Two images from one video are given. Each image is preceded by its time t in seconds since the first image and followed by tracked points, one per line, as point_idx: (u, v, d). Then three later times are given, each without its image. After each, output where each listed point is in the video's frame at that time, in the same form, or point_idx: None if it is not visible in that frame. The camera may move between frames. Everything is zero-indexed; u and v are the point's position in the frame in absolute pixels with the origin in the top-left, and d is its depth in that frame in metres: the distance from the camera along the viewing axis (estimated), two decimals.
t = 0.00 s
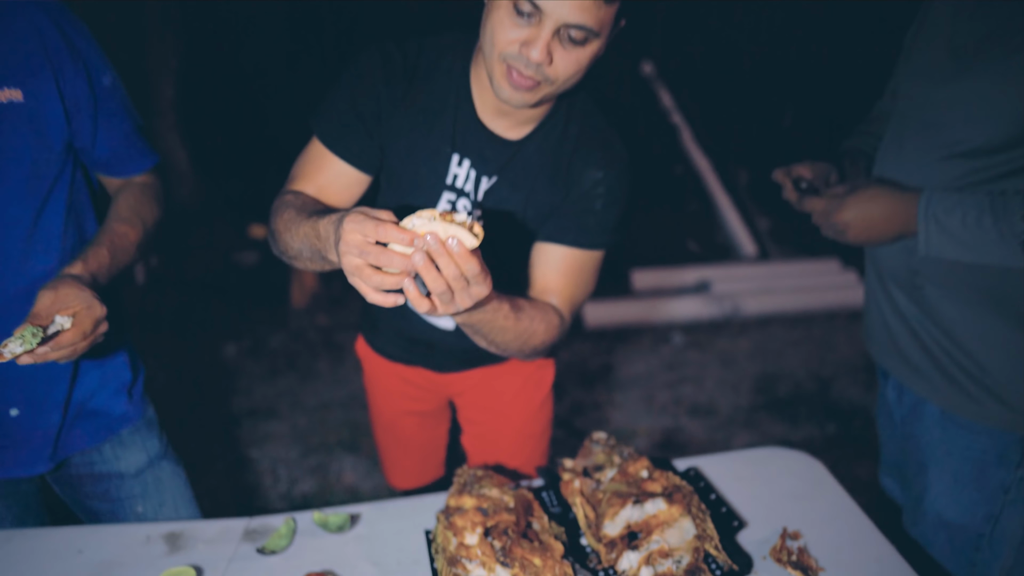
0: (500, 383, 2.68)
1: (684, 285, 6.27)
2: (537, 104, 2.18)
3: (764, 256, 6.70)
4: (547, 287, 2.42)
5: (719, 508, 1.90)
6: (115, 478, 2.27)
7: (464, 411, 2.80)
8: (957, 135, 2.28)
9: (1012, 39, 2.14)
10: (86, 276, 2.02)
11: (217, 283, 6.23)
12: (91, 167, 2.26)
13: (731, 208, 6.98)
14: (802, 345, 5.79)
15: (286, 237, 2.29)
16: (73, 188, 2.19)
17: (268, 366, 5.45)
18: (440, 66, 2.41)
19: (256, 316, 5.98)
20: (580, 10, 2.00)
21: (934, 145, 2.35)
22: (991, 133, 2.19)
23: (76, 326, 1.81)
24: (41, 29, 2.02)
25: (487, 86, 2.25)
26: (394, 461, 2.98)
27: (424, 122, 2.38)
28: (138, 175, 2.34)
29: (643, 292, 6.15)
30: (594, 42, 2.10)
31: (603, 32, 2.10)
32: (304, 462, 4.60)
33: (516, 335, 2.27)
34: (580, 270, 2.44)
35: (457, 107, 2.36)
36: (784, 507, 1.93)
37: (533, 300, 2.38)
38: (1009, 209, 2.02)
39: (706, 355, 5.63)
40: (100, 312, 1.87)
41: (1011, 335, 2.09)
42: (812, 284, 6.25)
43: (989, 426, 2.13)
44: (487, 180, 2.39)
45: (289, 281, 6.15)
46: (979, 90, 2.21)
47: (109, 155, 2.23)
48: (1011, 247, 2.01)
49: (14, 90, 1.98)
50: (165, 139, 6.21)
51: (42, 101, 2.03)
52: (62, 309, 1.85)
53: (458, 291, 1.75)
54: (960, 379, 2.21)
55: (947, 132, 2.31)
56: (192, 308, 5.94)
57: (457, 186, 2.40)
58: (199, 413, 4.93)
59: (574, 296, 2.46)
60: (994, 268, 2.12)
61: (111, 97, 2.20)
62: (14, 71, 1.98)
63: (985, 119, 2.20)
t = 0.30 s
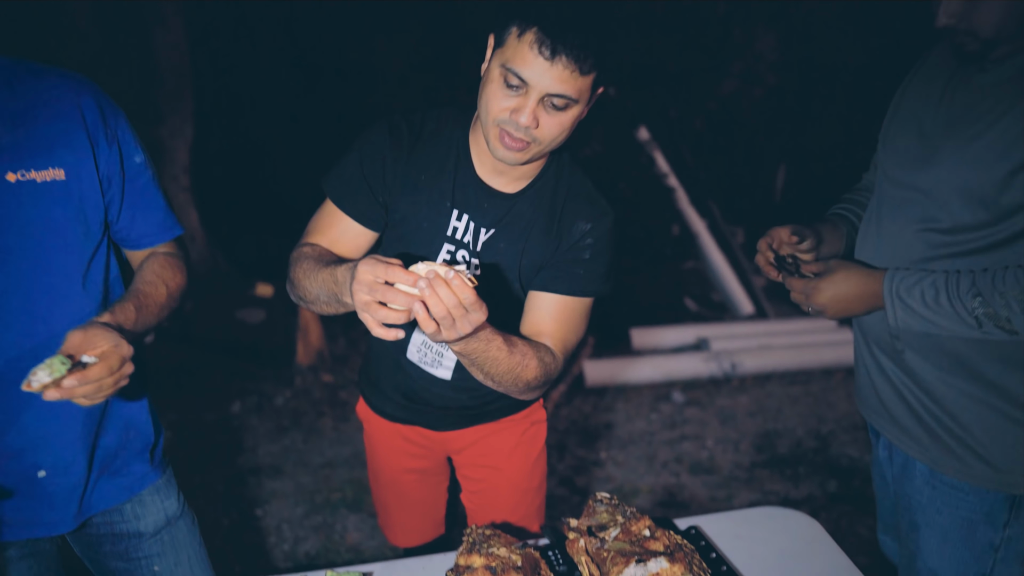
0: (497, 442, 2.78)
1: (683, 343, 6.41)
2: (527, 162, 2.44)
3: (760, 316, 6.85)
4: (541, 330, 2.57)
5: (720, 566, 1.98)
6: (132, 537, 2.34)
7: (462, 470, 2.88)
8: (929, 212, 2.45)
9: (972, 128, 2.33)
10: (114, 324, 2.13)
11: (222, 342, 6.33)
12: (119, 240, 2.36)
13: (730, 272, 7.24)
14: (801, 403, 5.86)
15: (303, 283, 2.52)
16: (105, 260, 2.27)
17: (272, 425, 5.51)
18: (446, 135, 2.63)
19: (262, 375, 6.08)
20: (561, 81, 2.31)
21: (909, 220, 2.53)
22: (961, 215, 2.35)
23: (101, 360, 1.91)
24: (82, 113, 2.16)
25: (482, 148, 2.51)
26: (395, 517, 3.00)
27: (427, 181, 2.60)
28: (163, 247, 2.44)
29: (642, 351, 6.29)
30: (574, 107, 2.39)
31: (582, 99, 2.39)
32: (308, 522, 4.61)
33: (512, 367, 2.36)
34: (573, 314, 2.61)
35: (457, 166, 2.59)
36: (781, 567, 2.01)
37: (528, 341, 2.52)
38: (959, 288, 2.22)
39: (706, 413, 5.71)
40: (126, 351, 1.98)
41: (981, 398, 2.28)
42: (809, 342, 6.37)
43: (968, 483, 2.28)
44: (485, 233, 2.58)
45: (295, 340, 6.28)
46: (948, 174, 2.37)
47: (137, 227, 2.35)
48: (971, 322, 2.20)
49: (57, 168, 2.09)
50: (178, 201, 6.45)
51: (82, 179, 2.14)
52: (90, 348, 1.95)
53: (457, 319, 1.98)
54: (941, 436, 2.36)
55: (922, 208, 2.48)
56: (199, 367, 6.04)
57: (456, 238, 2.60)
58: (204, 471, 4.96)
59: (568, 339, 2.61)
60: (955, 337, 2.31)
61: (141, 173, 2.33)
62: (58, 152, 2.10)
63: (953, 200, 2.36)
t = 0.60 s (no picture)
0: (495, 477, 2.80)
1: (688, 376, 6.44)
2: (512, 181, 2.52)
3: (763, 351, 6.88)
4: (534, 349, 2.63)
5: None
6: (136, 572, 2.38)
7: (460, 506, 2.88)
8: (918, 255, 2.51)
9: (961, 175, 2.40)
10: (143, 363, 2.20)
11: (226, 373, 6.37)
12: (135, 274, 2.42)
13: (733, 304, 7.23)
14: (805, 437, 5.86)
15: (311, 310, 2.57)
16: (118, 295, 2.32)
17: (275, 456, 5.52)
18: (444, 166, 2.70)
19: (266, 406, 6.12)
20: (530, 99, 2.42)
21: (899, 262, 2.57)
22: (949, 258, 2.41)
23: (144, 409, 2.03)
24: (105, 153, 2.23)
25: (469, 171, 2.60)
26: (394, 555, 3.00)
27: (427, 210, 2.66)
28: (177, 282, 2.49)
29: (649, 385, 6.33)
30: (547, 123, 2.49)
31: (555, 115, 2.49)
32: (309, 555, 4.60)
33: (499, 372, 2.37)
34: (567, 332, 2.65)
35: (449, 192, 2.65)
36: None
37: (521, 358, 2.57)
38: (944, 326, 2.28)
39: (709, 446, 5.71)
40: (167, 394, 2.10)
41: (971, 437, 2.33)
42: (812, 375, 6.39)
43: (963, 521, 2.35)
44: (478, 253, 2.63)
45: (299, 371, 6.32)
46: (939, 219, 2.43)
47: (152, 262, 2.41)
48: (955, 360, 2.26)
49: (79, 207, 2.15)
50: (186, 232, 6.55)
51: (102, 217, 2.20)
52: (133, 392, 2.04)
53: (440, 326, 2.04)
54: (935, 474, 2.41)
55: (912, 251, 2.54)
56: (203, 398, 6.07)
57: (449, 260, 2.65)
58: (205, 502, 4.95)
59: (562, 356, 2.65)
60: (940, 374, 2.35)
61: (158, 214, 2.40)
62: (79, 191, 2.16)
63: (942, 244, 2.42)
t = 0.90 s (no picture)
0: (488, 506, 2.77)
1: (691, 395, 6.44)
2: (460, 158, 2.59)
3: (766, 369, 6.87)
4: (555, 360, 2.58)
5: None
6: None
7: (455, 537, 2.85)
8: (915, 276, 2.52)
9: (955, 196, 2.42)
10: (157, 388, 2.31)
11: (228, 394, 6.37)
12: (134, 295, 2.48)
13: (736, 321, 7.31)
14: (808, 455, 5.83)
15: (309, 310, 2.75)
16: (123, 317, 2.37)
17: (276, 478, 5.50)
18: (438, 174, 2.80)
19: (267, 427, 6.10)
20: (464, 74, 2.62)
21: (896, 283, 2.59)
22: (947, 280, 2.42)
23: (171, 434, 2.17)
24: (115, 180, 2.29)
25: (451, 173, 2.73)
26: None
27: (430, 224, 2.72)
28: (174, 303, 2.55)
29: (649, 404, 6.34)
30: (489, 100, 2.59)
31: (498, 94, 2.60)
32: None
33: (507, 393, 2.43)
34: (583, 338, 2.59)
35: (438, 193, 2.74)
36: None
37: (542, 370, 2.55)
38: (937, 346, 2.29)
39: (712, 465, 5.68)
40: (187, 417, 2.24)
41: (974, 459, 2.33)
42: (814, 393, 6.38)
43: (968, 545, 2.34)
44: (468, 250, 2.65)
45: (301, 392, 6.33)
46: (934, 240, 2.45)
47: (153, 285, 2.46)
48: (949, 380, 2.27)
49: (92, 232, 2.20)
50: (188, 254, 6.59)
51: (113, 242, 2.26)
52: (157, 417, 2.17)
53: (424, 351, 2.26)
54: (936, 495, 2.41)
55: (909, 272, 2.55)
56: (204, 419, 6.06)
57: (434, 256, 2.70)
58: (205, 525, 4.92)
59: (583, 362, 2.58)
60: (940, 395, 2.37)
61: (158, 238, 2.47)
62: (93, 217, 2.21)
63: (939, 265, 2.44)
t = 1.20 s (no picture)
0: (494, 526, 2.75)
1: (697, 406, 6.44)
2: (439, 151, 2.68)
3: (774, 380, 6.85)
4: (576, 364, 2.61)
5: None
6: None
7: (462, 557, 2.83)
8: (923, 288, 2.52)
9: (960, 209, 2.43)
10: (174, 407, 2.35)
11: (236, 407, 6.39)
12: (142, 312, 2.54)
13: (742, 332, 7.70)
14: (818, 466, 5.79)
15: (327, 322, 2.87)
16: (132, 333, 2.43)
17: (284, 490, 5.50)
18: (443, 186, 2.88)
19: (274, 439, 6.11)
20: (450, 75, 2.74)
21: (904, 295, 2.59)
22: (953, 292, 2.42)
23: (193, 452, 2.20)
24: (125, 201, 2.37)
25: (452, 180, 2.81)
26: None
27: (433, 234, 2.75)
28: (181, 320, 2.62)
29: (655, 414, 6.33)
30: (470, 97, 2.67)
31: (480, 92, 2.68)
32: None
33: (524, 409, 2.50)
34: (601, 340, 2.60)
35: (440, 203, 2.80)
36: None
37: (561, 377, 2.60)
38: (938, 356, 2.30)
39: (721, 476, 5.65)
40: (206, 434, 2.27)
41: (985, 473, 2.31)
42: (822, 403, 6.36)
43: (980, 559, 2.33)
44: (469, 254, 2.66)
45: (308, 404, 6.36)
46: (941, 251, 2.45)
47: (161, 302, 2.53)
48: (951, 391, 2.27)
49: (103, 249, 2.27)
50: (197, 266, 6.64)
51: (124, 260, 2.32)
52: (178, 436, 2.21)
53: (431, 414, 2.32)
54: (949, 508, 2.40)
55: (917, 284, 2.55)
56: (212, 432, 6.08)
57: (433, 262, 2.73)
58: (213, 537, 4.91)
59: (602, 362, 2.61)
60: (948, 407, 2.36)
61: (166, 255, 2.54)
62: (104, 235, 2.28)
63: (945, 277, 2.44)
